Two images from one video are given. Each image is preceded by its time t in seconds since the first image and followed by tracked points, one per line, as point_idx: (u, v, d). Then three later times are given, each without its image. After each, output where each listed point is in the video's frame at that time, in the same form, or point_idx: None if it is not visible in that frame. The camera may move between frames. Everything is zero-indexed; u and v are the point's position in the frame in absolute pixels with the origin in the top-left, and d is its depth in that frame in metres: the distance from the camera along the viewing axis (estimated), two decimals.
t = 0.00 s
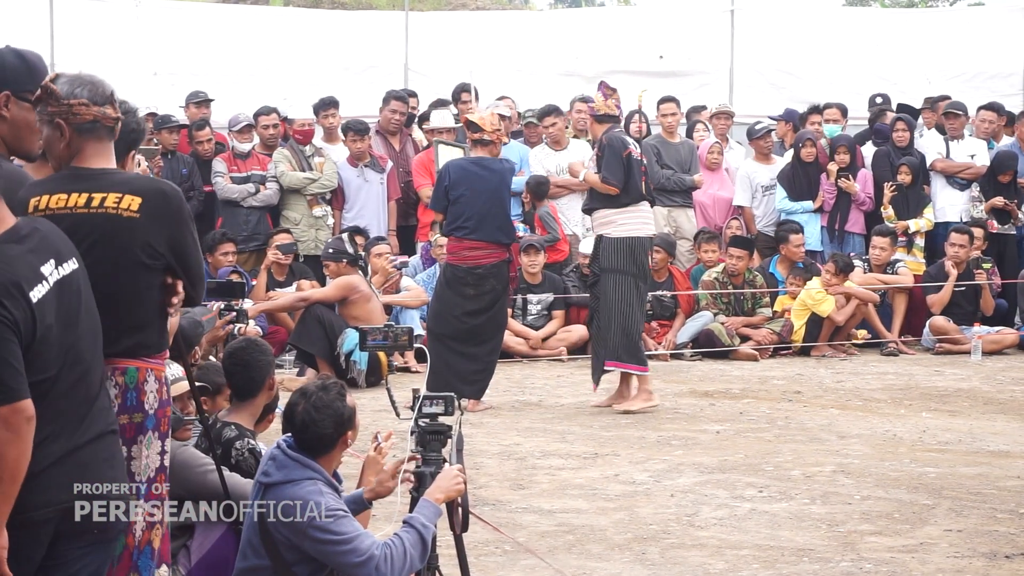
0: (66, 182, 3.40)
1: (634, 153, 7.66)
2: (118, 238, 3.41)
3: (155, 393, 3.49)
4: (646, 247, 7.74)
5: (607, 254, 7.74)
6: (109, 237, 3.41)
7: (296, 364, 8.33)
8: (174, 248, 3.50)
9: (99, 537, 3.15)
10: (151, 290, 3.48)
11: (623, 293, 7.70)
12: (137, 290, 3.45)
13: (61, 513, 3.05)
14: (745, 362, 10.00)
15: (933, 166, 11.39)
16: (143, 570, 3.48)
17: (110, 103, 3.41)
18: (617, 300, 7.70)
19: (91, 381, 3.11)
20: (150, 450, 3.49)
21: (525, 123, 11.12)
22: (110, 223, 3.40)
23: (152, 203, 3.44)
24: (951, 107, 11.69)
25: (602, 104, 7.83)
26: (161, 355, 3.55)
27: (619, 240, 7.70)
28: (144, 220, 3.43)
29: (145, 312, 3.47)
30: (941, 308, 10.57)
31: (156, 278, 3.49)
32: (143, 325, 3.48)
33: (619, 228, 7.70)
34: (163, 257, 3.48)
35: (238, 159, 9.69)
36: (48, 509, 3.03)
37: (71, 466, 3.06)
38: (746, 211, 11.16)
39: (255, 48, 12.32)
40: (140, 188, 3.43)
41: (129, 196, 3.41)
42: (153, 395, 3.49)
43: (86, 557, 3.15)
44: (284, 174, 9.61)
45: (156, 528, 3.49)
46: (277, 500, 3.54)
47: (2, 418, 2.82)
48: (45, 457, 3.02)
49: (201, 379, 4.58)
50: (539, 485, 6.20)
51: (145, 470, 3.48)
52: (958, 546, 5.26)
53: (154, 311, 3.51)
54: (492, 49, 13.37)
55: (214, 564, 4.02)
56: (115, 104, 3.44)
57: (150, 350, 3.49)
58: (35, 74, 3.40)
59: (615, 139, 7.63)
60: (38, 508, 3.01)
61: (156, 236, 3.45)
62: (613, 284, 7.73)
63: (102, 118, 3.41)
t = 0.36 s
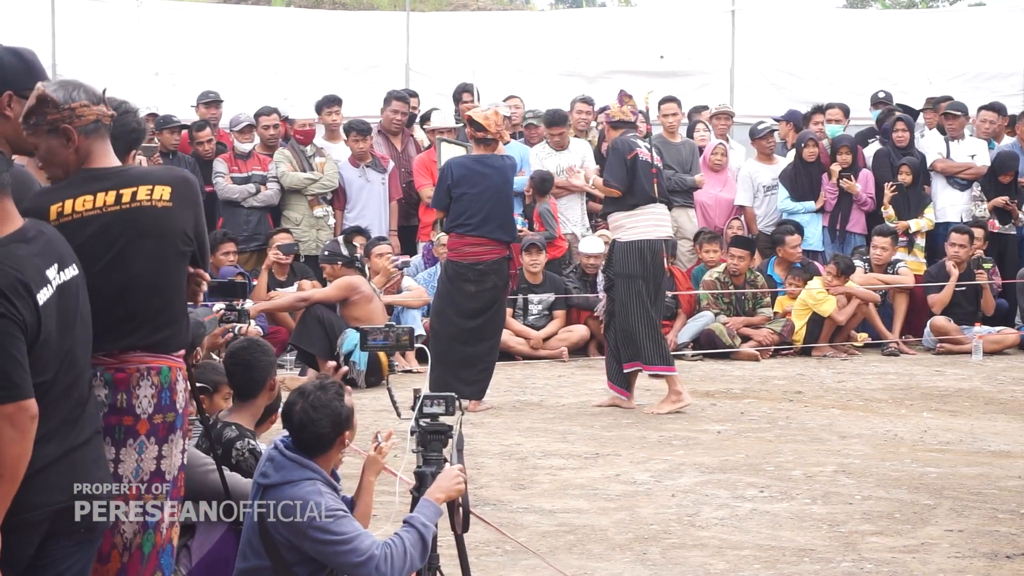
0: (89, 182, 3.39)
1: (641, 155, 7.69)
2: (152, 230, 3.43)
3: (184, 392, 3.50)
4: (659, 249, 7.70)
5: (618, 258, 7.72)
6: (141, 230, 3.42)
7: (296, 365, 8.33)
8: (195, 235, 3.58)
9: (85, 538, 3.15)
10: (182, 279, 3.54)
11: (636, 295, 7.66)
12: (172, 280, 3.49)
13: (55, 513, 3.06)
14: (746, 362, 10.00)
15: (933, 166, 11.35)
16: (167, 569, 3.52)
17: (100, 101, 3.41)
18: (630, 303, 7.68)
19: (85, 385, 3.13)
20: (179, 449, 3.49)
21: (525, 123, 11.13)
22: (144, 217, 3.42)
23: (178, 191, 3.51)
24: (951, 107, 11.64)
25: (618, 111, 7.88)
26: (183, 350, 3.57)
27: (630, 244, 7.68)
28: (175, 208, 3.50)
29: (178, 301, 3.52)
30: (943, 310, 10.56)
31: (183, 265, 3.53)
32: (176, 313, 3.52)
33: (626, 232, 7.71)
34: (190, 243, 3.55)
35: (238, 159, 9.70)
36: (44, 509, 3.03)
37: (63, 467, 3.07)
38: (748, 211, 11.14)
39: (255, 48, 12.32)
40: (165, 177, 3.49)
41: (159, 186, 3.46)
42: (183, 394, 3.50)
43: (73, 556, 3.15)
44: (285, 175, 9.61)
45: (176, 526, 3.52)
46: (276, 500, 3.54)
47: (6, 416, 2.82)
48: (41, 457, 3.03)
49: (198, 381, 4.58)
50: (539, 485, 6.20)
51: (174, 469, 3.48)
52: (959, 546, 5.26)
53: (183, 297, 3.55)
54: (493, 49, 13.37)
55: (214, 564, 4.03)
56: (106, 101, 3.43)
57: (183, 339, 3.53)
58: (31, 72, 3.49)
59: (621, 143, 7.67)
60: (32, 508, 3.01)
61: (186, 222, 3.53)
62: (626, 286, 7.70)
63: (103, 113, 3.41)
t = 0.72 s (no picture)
0: (97, 184, 3.39)
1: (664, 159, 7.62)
2: (162, 228, 3.45)
3: (193, 393, 3.53)
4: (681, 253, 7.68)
5: (637, 258, 7.71)
6: (152, 229, 3.43)
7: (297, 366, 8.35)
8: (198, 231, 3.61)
9: (59, 534, 3.16)
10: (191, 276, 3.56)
11: (652, 298, 7.66)
12: (183, 277, 3.51)
13: (41, 511, 3.08)
14: (748, 363, 9.99)
15: (936, 167, 11.32)
16: (177, 569, 3.55)
17: (94, 104, 3.42)
18: (645, 305, 7.67)
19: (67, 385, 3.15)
20: (189, 450, 3.51)
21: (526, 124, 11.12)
22: (154, 216, 3.44)
23: (183, 186, 3.55)
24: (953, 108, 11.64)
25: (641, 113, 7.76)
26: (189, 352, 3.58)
27: (652, 245, 7.65)
28: (183, 204, 3.53)
29: (187, 298, 3.54)
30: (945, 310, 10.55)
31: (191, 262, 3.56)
32: (184, 309, 3.54)
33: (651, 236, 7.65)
34: (195, 240, 3.58)
35: (240, 160, 9.73)
36: (30, 506, 3.05)
37: (47, 469, 3.08)
38: (750, 212, 11.12)
39: (257, 49, 12.33)
40: (169, 173, 3.52)
41: (166, 182, 3.49)
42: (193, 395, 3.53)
43: (51, 556, 3.15)
44: (287, 175, 9.61)
45: (186, 526, 3.55)
46: (277, 500, 3.55)
47: None
48: (28, 457, 3.05)
49: (203, 382, 4.61)
50: (542, 485, 6.21)
51: (186, 470, 3.49)
52: (961, 547, 5.26)
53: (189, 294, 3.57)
54: (495, 49, 13.37)
55: (216, 563, 4.02)
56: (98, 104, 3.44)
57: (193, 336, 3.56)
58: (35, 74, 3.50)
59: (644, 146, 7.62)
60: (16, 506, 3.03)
61: (192, 217, 3.56)
62: (643, 288, 7.69)
63: (98, 117, 3.42)
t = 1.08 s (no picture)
0: (98, 183, 3.42)
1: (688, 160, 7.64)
2: (159, 231, 3.45)
3: (187, 395, 3.53)
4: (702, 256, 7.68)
5: (657, 259, 7.72)
6: (149, 231, 3.44)
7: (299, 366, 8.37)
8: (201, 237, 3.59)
9: None
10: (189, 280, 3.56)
11: (674, 299, 7.66)
12: (180, 281, 3.51)
13: None
14: (750, 362, 9.99)
15: (938, 168, 11.32)
16: (173, 571, 3.54)
17: (103, 102, 3.49)
18: (665, 305, 7.67)
19: None
20: (183, 452, 3.51)
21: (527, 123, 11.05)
22: (153, 219, 3.45)
23: (185, 192, 3.53)
24: (955, 108, 11.75)
25: (676, 105, 7.61)
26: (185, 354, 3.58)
27: (673, 246, 7.65)
28: (184, 209, 3.52)
29: (185, 301, 3.54)
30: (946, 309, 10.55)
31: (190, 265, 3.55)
32: (182, 313, 3.54)
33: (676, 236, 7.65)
34: (196, 245, 3.57)
35: (243, 160, 9.72)
36: None
37: None
38: (752, 212, 11.11)
39: (259, 49, 12.35)
40: (173, 179, 3.51)
41: (167, 187, 3.48)
42: (187, 396, 3.52)
43: None
44: (289, 175, 9.62)
45: (181, 528, 3.54)
46: (278, 500, 3.56)
47: None
48: None
49: (210, 380, 4.63)
50: (543, 485, 6.21)
51: (178, 471, 3.49)
52: (963, 547, 5.26)
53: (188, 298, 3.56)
54: (497, 50, 13.38)
55: (220, 563, 4.04)
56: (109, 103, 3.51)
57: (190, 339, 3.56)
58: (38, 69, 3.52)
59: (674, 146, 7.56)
60: None
61: (193, 224, 3.54)
62: (663, 287, 7.69)
63: (107, 115, 3.48)
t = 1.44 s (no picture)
0: (97, 183, 3.42)
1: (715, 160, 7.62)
2: (158, 232, 3.45)
3: (186, 394, 3.52)
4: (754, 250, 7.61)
5: (711, 256, 7.59)
6: (146, 232, 3.43)
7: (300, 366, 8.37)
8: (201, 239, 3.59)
9: None
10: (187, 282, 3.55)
11: (725, 298, 7.59)
12: (178, 282, 3.51)
13: None
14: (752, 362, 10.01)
15: (940, 168, 11.34)
16: (174, 571, 3.53)
17: (107, 101, 3.49)
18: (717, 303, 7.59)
19: None
20: (182, 452, 3.50)
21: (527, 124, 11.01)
22: (151, 220, 3.44)
23: (186, 195, 3.52)
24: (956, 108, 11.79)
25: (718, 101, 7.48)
26: (184, 354, 3.57)
27: (728, 245, 7.54)
28: (184, 211, 3.51)
29: (184, 302, 3.54)
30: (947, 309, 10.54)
31: (188, 266, 3.55)
32: (180, 314, 3.53)
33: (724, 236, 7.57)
34: (195, 247, 3.56)
35: (244, 160, 9.73)
36: None
37: None
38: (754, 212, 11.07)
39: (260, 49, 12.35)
40: (173, 180, 3.51)
41: (166, 189, 3.48)
42: (185, 396, 3.51)
43: None
44: (290, 175, 9.62)
45: (181, 528, 3.54)
46: (278, 500, 3.56)
47: None
48: None
49: (214, 381, 4.64)
50: (545, 485, 6.21)
51: (178, 471, 3.49)
52: (965, 547, 5.26)
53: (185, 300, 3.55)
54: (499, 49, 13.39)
55: (221, 564, 4.04)
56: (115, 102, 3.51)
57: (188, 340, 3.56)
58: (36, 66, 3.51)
59: (720, 141, 7.44)
60: None
61: (193, 226, 3.54)
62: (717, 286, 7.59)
63: (114, 116, 3.50)
